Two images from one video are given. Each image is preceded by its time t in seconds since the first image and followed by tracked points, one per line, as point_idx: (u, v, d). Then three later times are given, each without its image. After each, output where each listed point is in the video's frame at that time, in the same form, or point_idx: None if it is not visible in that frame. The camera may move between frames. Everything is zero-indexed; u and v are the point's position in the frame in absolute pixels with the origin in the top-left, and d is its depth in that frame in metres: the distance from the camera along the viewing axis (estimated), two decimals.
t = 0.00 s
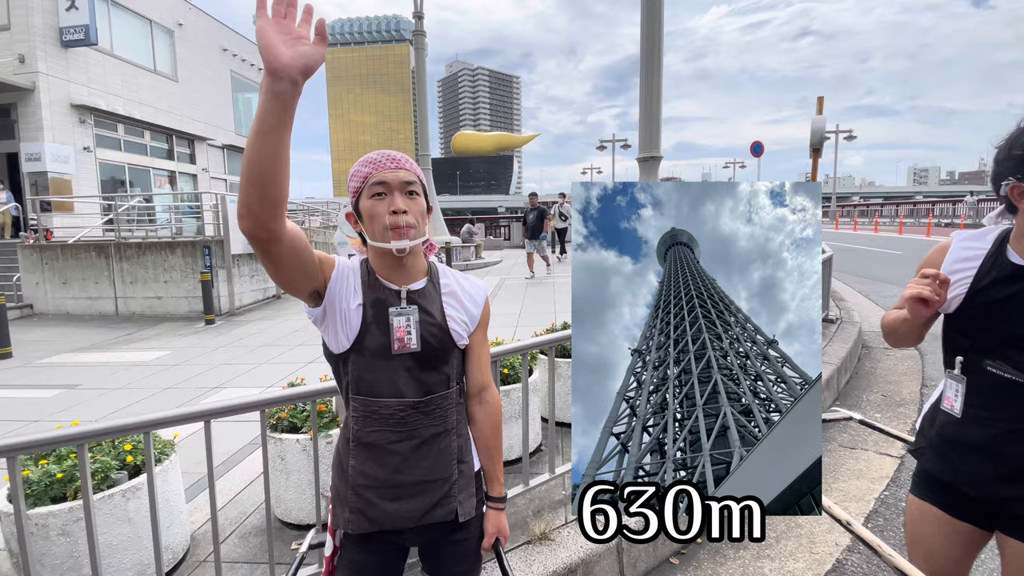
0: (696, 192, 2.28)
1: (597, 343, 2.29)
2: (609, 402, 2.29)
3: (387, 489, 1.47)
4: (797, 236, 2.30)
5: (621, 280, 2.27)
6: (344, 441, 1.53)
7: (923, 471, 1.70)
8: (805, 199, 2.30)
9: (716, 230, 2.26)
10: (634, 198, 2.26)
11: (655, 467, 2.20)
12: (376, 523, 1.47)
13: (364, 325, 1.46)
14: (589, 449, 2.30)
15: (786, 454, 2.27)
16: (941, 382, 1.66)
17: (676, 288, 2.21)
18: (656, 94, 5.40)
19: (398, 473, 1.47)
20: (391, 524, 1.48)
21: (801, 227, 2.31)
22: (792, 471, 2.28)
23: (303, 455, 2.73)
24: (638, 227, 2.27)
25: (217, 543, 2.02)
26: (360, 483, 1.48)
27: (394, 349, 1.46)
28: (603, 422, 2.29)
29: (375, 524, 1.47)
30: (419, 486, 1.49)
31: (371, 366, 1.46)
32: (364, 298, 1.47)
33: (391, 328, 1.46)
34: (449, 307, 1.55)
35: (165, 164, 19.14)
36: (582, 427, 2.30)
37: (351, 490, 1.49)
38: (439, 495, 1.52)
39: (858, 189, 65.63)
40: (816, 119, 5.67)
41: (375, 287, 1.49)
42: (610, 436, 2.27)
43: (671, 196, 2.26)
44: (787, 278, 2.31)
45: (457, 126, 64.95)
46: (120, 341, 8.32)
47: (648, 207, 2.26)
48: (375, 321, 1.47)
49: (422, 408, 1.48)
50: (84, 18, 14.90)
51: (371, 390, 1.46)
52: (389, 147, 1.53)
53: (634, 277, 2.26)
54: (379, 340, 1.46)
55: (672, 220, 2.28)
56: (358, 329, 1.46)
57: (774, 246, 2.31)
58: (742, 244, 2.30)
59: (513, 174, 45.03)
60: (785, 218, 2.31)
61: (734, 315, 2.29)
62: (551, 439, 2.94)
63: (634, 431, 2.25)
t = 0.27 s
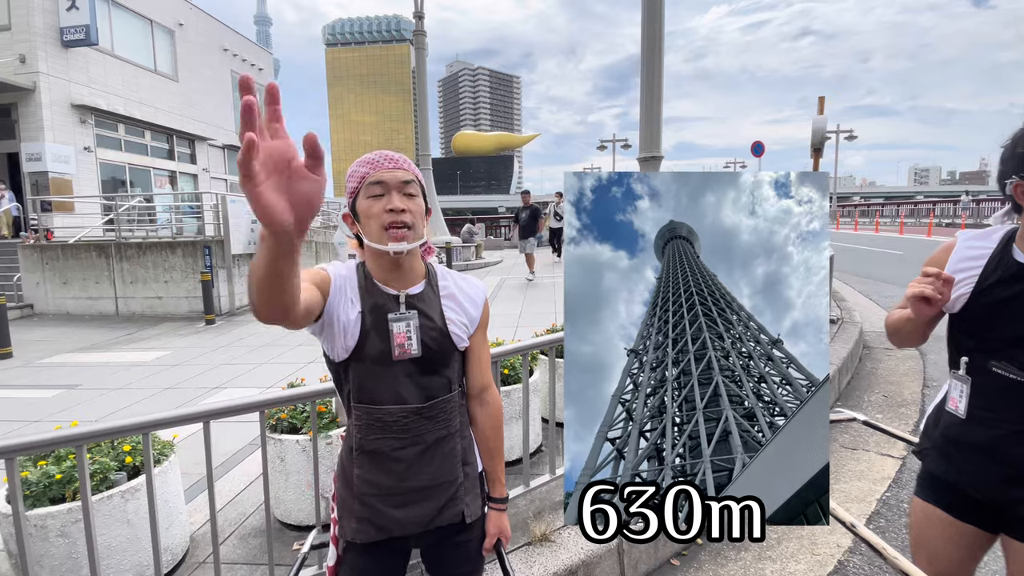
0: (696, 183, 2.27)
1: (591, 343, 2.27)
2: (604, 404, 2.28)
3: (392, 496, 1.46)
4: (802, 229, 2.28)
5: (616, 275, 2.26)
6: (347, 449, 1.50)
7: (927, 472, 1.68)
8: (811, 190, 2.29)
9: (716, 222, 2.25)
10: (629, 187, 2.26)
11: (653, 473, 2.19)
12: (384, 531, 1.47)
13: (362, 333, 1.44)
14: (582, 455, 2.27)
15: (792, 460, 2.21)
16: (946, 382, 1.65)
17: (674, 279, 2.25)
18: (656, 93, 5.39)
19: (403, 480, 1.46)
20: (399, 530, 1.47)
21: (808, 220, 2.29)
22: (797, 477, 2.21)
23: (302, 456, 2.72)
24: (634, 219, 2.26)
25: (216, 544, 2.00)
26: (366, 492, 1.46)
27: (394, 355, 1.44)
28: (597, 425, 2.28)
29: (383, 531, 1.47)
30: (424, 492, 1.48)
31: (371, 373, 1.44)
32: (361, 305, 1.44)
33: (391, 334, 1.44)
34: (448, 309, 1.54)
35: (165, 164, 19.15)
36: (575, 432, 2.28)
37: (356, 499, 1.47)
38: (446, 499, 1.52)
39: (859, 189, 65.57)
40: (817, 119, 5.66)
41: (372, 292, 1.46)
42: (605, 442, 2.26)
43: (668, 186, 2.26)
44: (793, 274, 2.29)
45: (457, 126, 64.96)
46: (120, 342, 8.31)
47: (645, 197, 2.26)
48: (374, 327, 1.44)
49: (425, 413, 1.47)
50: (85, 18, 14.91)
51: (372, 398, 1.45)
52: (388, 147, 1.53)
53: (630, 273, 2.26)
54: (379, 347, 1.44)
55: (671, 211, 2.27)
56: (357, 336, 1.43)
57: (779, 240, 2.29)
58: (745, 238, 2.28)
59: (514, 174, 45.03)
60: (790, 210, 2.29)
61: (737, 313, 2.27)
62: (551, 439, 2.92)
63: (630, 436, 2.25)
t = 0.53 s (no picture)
0: (696, 173, 2.24)
1: (583, 343, 2.26)
2: (599, 408, 2.26)
3: (404, 500, 1.44)
4: (809, 222, 2.25)
5: (612, 272, 2.26)
6: (354, 454, 1.43)
7: (933, 474, 1.68)
8: (818, 181, 2.26)
9: (717, 215, 2.23)
10: (625, 178, 2.24)
11: (651, 477, 2.19)
12: (396, 535, 1.44)
13: (381, 335, 1.37)
14: (576, 460, 2.24)
15: (797, 466, 2.18)
16: (955, 384, 1.64)
17: (673, 278, 2.22)
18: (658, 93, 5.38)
19: (414, 483, 1.44)
20: (411, 533, 1.46)
21: (814, 213, 2.26)
22: (803, 486, 2.20)
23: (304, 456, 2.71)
24: (631, 212, 2.25)
25: (219, 545, 2.00)
26: (378, 497, 1.42)
27: (415, 357, 1.41)
28: (591, 429, 2.25)
29: (394, 535, 1.44)
30: (435, 494, 1.47)
31: (388, 376, 1.39)
32: (382, 307, 1.36)
33: (412, 336, 1.40)
34: (464, 312, 1.53)
35: (167, 164, 19.17)
36: (568, 436, 2.25)
37: (368, 504, 1.42)
38: (455, 500, 1.52)
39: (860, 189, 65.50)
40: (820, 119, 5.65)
41: (392, 293, 1.39)
42: (600, 447, 2.23)
43: (666, 176, 2.23)
44: (799, 270, 2.27)
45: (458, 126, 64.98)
46: (121, 342, 8.31)
47: (642, 189, 2.25)
48: (394, 330, 1.38)
49: (440, 415, 1.46)
50: (86, 18, 14.92)
51: (388, 401, 1.40)
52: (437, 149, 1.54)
53: (626, 268, 2.25)
54: (398, 349, 1.39)
55: (668, 203, 2.25)
56: (377, 337, 1.36)
57: (783, 234, 2.27)
58: (748, 232, 2.27)
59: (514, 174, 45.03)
60: (796, 202, 2.26)
61: (739, 311, 2.28)
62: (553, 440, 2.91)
63: (626, 442, 2.23)
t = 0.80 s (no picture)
0: (696, 164, 2.23)
1: (578, 343, 2.25)
2: (594, 411, 2.25)
3: (428, 502, 1.43)
4: (814, 215, 2.25)
5: (607, 267, 2.25)
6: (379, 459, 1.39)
7: (942, 477, 1.67)
8: (824, 172, 2.25)
9: (718, 207, 2.22)
10: (622, 169, 2.24)
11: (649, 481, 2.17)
12: (421, 538, 1.43)
13: (419, 338, 1.35)
14: (570, 465, 2.24)
15: (799, 471, 2.16)
16: (963, 386, 1.63)
17: (673, 270, 2.23)
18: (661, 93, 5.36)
19: (438, 486, 1.43)
20: (434, 536, 1.45)
21: (819, 205, 2.26)
22: (808, 494, 2.16)
23: (308, 457, 2.71)
24: (628, 204, 2.25)
25: (223, 547, 1.99)
26: (405, 501, 1.40)
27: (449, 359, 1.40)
28: (586, 434, 2.24)
29: (420, 539, 1.43)
30: (455, 496, 1.47)
31: (423, 380, 1.37)
32: (419, 309, 1.35)
33: (449, 339, 1.40)
34: (480, 315, 1.56)
35: (168, 164, 19.19)
36: (563, 442, 2.25)
37: (394, 510, 1.40)
38: (470, 501, 1.53)
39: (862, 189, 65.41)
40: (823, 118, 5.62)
41: (429, 296, 1.38)
42: (596, 451, 2.22)
43: (665, 167, 2.23)
44: (804, 267, 2.27)
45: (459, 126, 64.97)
46: (123, 342, 8.32)
47: (639, 180, 2.25)
48: (430, 333, 1.37)
49: (463, 416, 1.46)
50: (88, 18, 14.93)
51: (419, 404, 1.37)
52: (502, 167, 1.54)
53: (622, 264, 2.25)
54: (434, 352, 1.37)
55: (667, 196, 2.24)
56: (415, 340, 1.34)
57: (788, 228, 2.26)
58: (751, 226, 2.27)
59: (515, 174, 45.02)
60: (801, 193, 2.26)
61: (741, 309, 2.25)
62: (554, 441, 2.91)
63: (622, 447, 2.20)
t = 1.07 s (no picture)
0: (696, 155, 2.22)
1: (572, 343, 2.23)
2: (589, 414, 2.23)
3: (433, 505, 1.41)
4: (820, 208, 2.22)
5: (602, 263, 2.24)
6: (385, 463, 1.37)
7: (949, 480, 1.66)
8: (830, 163, 2.23)
9: (719, 200, 2.21)
10: (618, 160, 2.23)
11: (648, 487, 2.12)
12: (426, 541, 1.41)
13: (428, 340, 1.34)
14: (564, 472, 2.19)
15: (804, 477, 2.12)
16: (972, 388, 1.62)
17: (670, 260, 2.24)
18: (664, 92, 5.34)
19: (442, 488, 1.42)
20: (439, 539, 1.43)
21: (826, 198, 2.23)
22: (814, 501, 2.12)
23: (309, 458, 2.70)
24: (623, 196, 2.24)
25: (224, 549, 1.98)
26: (408, 504, 1.38)
27: (456, 362, 1.39)
28: (580, 439, 2.21)
29: (425, 542, 1.41)
30: (458, 498, 1.47)
31: (430, 383, 1.36)
32: (429, 310, 1.34)
33: (456, 342, 1.39)
34: (486, 319, 1.55)
35: (169, 164, 19.20)
36: (555, 447, 2.21)
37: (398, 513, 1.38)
38: (472, 503, 1.52)
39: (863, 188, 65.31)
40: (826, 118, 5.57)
41: (438, 299, 1.37)
42: (591, 456, 2.19)
43: (662, 158, 2.23)
44: (810, 262, 2.24)
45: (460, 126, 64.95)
46: (124, 342, 8.31)
47: (636, 171, 2.23)
48: (439, 336, 1.35)
49: (467, 419, 1.45)
50: (89, 19, 14.92)
51: (424, 406, 1.36)
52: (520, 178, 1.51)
53: (617, 260, 2.24)
54: (442, 355, 1.36)
55: (665, 189, 2.24)
56: (424, 342, 1.32)
57: (792, 222, 2.24)
58: (753, 220, 2.24)
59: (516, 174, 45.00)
60: (807, 184, 2.23)
61: (744, 308, 2.23)
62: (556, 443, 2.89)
63: (619, 452, 2.18)
